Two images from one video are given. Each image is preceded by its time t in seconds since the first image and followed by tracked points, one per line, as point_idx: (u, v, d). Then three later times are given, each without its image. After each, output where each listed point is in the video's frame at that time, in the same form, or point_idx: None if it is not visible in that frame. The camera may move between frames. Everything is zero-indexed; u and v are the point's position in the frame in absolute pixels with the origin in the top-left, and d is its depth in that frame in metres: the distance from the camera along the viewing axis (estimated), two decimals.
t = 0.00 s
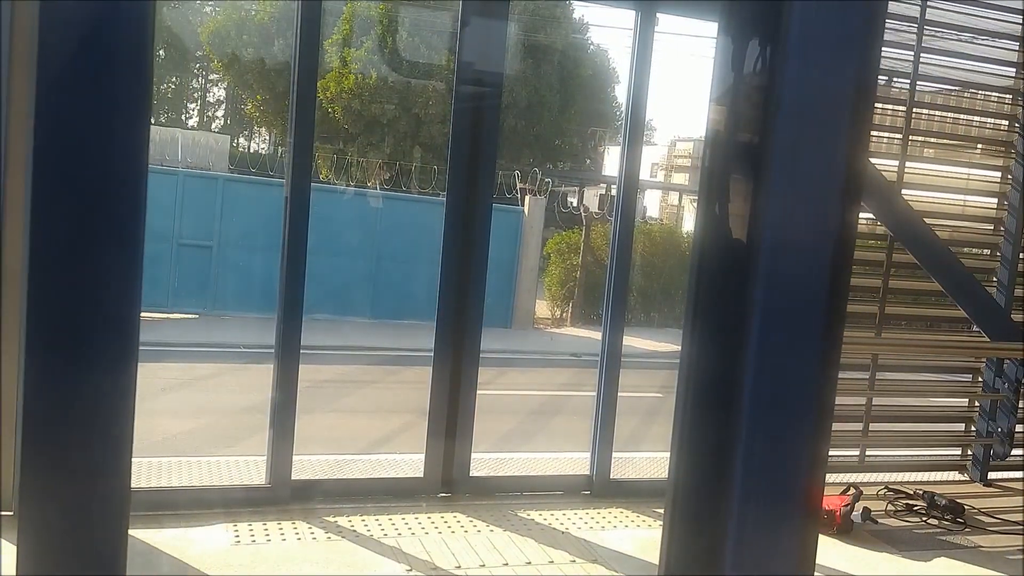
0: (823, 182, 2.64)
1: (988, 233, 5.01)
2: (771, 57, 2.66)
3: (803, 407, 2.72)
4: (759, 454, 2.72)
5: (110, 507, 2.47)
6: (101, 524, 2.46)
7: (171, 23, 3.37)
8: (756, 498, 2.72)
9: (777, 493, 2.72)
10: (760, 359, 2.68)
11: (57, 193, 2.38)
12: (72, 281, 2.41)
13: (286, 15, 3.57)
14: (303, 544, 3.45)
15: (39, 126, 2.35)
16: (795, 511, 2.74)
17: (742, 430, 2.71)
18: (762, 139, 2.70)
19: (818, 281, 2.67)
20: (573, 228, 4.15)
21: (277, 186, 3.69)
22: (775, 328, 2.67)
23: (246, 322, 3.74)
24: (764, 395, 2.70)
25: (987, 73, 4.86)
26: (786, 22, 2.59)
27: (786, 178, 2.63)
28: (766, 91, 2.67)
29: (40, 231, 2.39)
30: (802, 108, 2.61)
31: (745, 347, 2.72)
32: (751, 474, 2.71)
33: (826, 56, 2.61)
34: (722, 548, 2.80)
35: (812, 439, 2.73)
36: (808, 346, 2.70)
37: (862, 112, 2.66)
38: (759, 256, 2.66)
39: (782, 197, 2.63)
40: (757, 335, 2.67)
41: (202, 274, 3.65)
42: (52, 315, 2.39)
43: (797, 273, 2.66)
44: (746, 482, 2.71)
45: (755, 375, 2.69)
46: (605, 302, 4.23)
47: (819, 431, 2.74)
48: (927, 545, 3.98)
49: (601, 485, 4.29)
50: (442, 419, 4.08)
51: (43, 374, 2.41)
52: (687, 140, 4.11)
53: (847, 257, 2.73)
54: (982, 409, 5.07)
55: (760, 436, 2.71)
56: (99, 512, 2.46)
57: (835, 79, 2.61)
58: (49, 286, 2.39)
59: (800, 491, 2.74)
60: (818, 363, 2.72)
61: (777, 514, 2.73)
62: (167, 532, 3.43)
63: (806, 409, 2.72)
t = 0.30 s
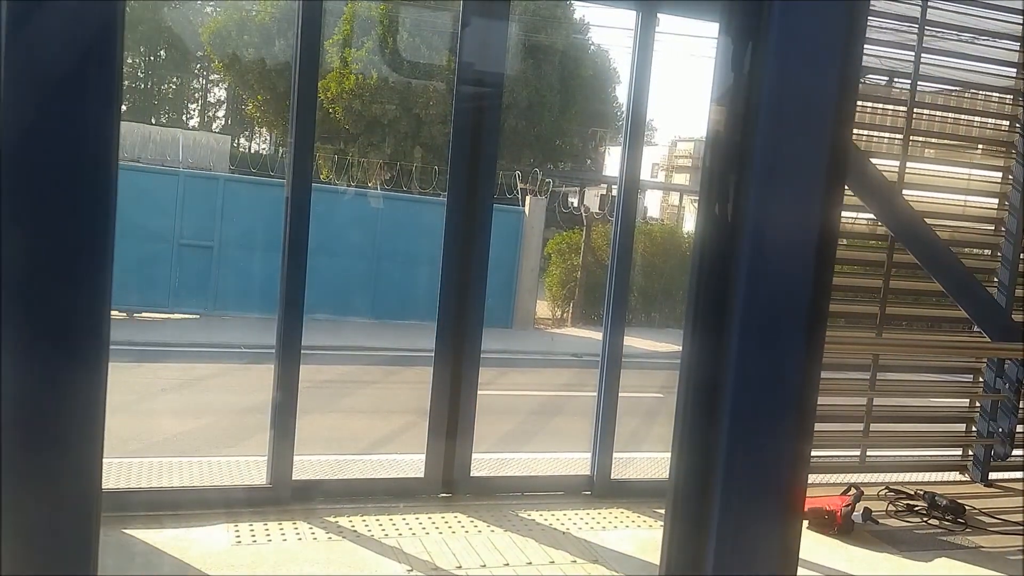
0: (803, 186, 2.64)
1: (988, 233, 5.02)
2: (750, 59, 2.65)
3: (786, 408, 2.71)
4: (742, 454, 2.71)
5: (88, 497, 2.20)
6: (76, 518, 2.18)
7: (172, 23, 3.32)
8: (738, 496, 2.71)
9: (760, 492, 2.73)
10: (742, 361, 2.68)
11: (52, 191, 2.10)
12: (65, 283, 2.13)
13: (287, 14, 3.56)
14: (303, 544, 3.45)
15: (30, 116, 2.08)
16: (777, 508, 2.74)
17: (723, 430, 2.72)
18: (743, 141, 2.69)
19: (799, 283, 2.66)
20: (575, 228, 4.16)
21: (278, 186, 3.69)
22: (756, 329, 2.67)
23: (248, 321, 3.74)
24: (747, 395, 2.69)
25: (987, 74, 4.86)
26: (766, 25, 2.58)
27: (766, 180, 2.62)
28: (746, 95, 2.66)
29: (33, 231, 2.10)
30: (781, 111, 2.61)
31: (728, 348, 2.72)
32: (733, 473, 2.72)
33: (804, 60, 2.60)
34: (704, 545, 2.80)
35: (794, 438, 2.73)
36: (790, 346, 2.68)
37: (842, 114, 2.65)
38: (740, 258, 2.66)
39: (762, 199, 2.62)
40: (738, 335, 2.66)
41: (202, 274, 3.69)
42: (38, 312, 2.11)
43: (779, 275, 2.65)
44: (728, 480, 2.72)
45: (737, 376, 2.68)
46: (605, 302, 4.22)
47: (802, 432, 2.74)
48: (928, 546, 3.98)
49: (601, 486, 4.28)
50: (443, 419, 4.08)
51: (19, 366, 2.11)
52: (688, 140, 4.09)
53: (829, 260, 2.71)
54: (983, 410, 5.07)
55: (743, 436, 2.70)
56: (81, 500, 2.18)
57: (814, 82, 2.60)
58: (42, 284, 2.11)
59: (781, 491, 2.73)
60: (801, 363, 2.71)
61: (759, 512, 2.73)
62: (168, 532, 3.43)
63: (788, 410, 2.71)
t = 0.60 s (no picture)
0: (785, 182, 2.42)
1: (988, 234, 5.02)
2: (731, 48, 2.45)
3: (766, 417, 2.51)
4: (719, 465, 2.52)
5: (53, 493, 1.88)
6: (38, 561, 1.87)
7: (172, 23, 3.33)
8: (717, 504, 2.52)
9: (740, 505, 2.53)
10: (720, 367, 2.48)
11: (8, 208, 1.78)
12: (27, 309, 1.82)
13: (287, 13, 3.53)
14: (304, 544, 3.45)
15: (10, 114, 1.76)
16: (758, 518, 2.54)
17: (700, 435, 2.52)
18: (722, 133, 2.48)
19: (781, 286, 2.46)
20: (576, 227, 4.17)
21: (278, 187, 3.69)
22: (737, 329, 2.46)
23: (248, 321, 3.74)
24: (726, 400, 2.49)
25: (988, 74, 4.85)
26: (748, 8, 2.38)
27: (748, 170, 2.41)
28: (725, 85, 2.45)
29: (24, 233, 1.80)
30: (763, 101, 2.39)
31: (705, 354, 2.52)
32: (711, 480, 2.51)
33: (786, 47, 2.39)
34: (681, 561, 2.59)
35: (775, 444, 2.53)
36: (773, 347, 2.48)
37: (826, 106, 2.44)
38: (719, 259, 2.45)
39: (741, 196, 2.41)
40: (718, 337, 2.45)
41: (203, 274, 3.71)
42: (12, 312, 1.81)
43: (759, 276, 2.45)
44: (707, 487, 2.51)
45: (716, 380, 2.48)
46: (606, 303, 4.23)
47: (782, 443, 2.54)
48: (929, 546, 3.97)
49: (601, 487, 4.26)
50: (444, 418, 4.08)
51: None
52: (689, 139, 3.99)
53: (810, 263, 2.51)
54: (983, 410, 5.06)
55: (723, 441, 2.51)
56: (46, 496, 1.87)
57: (797, 70, 2.39)
58: (28, 288, 1.81)
59: (758, 502, 2.54)
60: (785, 365, 2.50)
61: (738, 521, 2.53)
62: (168, 532, 3.43)
63: (768, 420, 2.51)
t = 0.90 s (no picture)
0: (762, 184, 2.51)
1: (989, 234, 5.01)
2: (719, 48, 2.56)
3: (745, 415, 2.57)
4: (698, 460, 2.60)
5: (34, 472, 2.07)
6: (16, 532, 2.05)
7: (173, 23, 3.43)
8: (699, 495, 2.61)
9: (718, 500, 2.61)
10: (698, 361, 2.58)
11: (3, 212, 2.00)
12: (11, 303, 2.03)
13: (287, 13, 3.57)
14: (305, 544, 3.44)
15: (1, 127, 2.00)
16: (739, 510, 2.61)
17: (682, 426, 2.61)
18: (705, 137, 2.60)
19: (758, 284, 2.53)
20: (576, 228, 4.14)
21: (279, 187, 3.69)
22: (719, 319, 2.55)
23: (247, 321, 3.73)
24: (705, 389, 2.58)
25: (988, 74, 4.85)
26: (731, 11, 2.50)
27: (729, 164, 2.51)
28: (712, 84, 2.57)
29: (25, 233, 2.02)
30: (739, 105, 2.49)
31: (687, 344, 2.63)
32: (694, 471, 2.60)
33: (770, 48, 2.48)
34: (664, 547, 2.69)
35: (756, 436, 2.59)
36: (756, 338, 2.55)
37: (805, 110, 2.49)
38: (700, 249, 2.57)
39: (718, 196, 2.53)
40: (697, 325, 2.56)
41: (202, 275, 3.65)
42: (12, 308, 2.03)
43: (737, 275, 2.54)
44: (689, 477, 2.60)
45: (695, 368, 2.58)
46: (606, 302, 4.23)
47: (762, 442, 2.59)
48: (929, 546, 3.97)
49: (602, 486, 4.30)
50: (444, 418, 4.09)
51: None
52: (690, 138, 4.11)
53: (790, 265, 2.56)
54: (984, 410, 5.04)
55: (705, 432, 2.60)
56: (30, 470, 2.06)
57: (773, 75, 2.47)
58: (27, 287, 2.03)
59: (740, 495, 2.61)
60: (767, 357, 2.56)
61: (720, 514, 2.61)
62: (167, 532, 3.45)
63: (747, 417, 2.58)
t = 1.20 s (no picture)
0: (756, 183, 2.50)
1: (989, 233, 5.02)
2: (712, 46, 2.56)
3: (740, 415, 2.57)
4: (693, 459, 2.60)
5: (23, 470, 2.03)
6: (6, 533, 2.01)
7: (173, 23, 3.45)
8: (694, 494, 2.60)
9: (714, 499, 2.60)
10: (693, 360, 2.58)
11: None
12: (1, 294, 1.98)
13: (288, 13, 3.57)
14: (305, 543, 3.44)
15: None
16: (735, 510, 2.60)
17: (676, 424, 2.62)
18: (699, 135, 2.60)
19: (753, 282, 2.52)
20: (576, 227, 4.15)
21: (279, 186, 3.69)
22: (712, 316, 2.54)
23: (247, 321, 3.73)
24: (699, 386, 2.58)
25: (988, 74, 4.85)
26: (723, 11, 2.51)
27: (722, 162, 2.51)
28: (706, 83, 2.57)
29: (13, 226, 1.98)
30: (734, 103, 2.49)
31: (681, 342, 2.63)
32: (689, 470, 2.59)
33: (765, 46, 2.47)
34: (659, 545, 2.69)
35: (750, 435, 2.58)
36: (749, 336, 2.54)
37: (799, 108, 2.49)
38: (693, 247, 2.57)
39: (712, 194, 2.53)
40: (690, 322, 2.56)
41: (203, 274, 3.67)
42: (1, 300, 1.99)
43: (731, 273, 2.53)
44: (683, 477, 2.59)
45: (688, 366, 2.59)
46: (606, 302, 4.23)
47: (757, 442, 2.59)
48: (929, 546, 3.97)
49: (602, 486, 4.29)
50: (444, 419, 4.07)
51: None
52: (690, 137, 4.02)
53: (784, 264, 2.56)
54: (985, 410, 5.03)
55: (700, 431, 2.59)
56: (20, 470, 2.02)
57: (767, 73, 2.47)
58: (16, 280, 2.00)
59: (735, 494, 2.60)
60: (761, 356, 2.56)
61: (715, 513, 2.61)
62: (168, 531, 3.45)
63: (742, 417, 2.57)
